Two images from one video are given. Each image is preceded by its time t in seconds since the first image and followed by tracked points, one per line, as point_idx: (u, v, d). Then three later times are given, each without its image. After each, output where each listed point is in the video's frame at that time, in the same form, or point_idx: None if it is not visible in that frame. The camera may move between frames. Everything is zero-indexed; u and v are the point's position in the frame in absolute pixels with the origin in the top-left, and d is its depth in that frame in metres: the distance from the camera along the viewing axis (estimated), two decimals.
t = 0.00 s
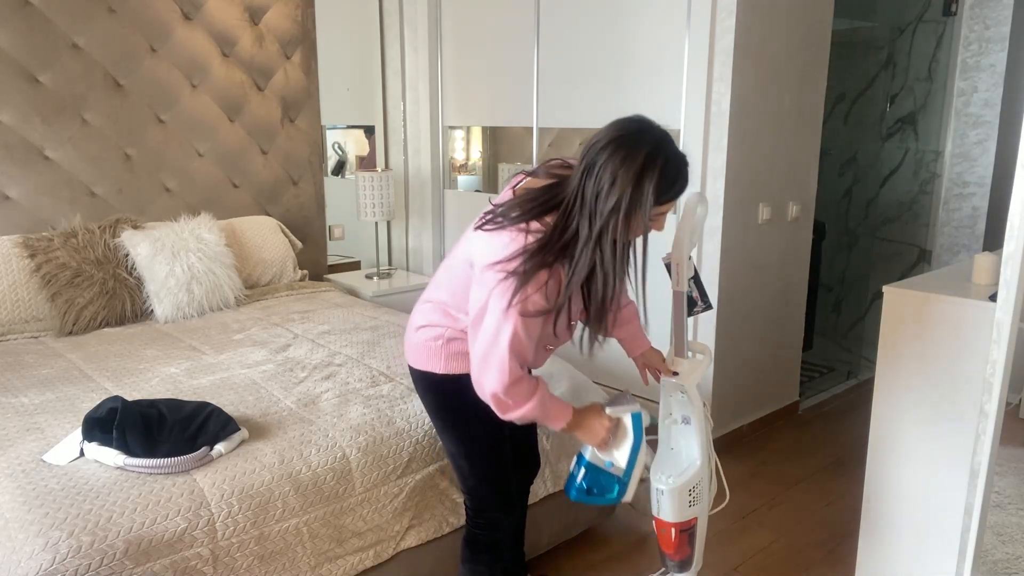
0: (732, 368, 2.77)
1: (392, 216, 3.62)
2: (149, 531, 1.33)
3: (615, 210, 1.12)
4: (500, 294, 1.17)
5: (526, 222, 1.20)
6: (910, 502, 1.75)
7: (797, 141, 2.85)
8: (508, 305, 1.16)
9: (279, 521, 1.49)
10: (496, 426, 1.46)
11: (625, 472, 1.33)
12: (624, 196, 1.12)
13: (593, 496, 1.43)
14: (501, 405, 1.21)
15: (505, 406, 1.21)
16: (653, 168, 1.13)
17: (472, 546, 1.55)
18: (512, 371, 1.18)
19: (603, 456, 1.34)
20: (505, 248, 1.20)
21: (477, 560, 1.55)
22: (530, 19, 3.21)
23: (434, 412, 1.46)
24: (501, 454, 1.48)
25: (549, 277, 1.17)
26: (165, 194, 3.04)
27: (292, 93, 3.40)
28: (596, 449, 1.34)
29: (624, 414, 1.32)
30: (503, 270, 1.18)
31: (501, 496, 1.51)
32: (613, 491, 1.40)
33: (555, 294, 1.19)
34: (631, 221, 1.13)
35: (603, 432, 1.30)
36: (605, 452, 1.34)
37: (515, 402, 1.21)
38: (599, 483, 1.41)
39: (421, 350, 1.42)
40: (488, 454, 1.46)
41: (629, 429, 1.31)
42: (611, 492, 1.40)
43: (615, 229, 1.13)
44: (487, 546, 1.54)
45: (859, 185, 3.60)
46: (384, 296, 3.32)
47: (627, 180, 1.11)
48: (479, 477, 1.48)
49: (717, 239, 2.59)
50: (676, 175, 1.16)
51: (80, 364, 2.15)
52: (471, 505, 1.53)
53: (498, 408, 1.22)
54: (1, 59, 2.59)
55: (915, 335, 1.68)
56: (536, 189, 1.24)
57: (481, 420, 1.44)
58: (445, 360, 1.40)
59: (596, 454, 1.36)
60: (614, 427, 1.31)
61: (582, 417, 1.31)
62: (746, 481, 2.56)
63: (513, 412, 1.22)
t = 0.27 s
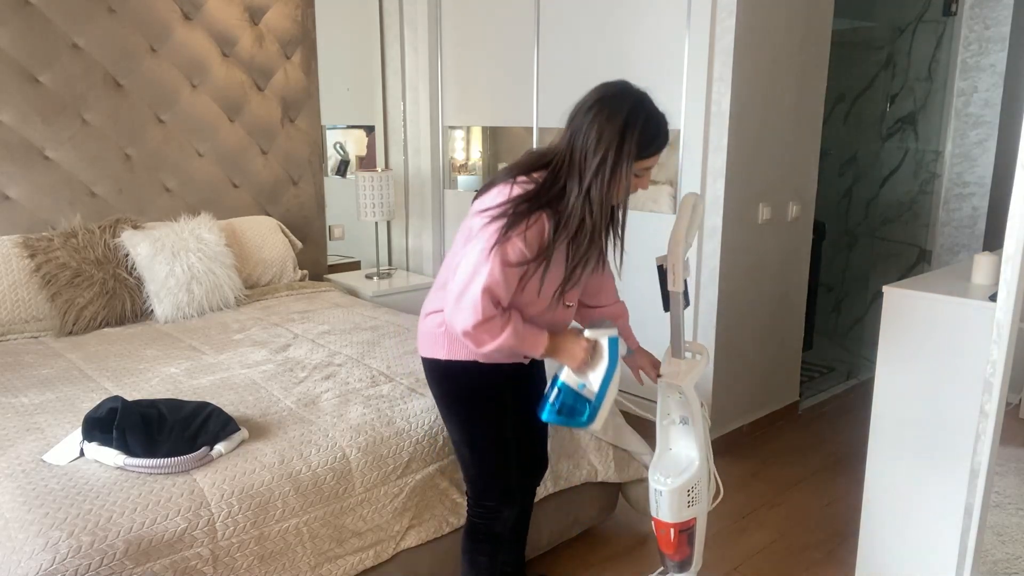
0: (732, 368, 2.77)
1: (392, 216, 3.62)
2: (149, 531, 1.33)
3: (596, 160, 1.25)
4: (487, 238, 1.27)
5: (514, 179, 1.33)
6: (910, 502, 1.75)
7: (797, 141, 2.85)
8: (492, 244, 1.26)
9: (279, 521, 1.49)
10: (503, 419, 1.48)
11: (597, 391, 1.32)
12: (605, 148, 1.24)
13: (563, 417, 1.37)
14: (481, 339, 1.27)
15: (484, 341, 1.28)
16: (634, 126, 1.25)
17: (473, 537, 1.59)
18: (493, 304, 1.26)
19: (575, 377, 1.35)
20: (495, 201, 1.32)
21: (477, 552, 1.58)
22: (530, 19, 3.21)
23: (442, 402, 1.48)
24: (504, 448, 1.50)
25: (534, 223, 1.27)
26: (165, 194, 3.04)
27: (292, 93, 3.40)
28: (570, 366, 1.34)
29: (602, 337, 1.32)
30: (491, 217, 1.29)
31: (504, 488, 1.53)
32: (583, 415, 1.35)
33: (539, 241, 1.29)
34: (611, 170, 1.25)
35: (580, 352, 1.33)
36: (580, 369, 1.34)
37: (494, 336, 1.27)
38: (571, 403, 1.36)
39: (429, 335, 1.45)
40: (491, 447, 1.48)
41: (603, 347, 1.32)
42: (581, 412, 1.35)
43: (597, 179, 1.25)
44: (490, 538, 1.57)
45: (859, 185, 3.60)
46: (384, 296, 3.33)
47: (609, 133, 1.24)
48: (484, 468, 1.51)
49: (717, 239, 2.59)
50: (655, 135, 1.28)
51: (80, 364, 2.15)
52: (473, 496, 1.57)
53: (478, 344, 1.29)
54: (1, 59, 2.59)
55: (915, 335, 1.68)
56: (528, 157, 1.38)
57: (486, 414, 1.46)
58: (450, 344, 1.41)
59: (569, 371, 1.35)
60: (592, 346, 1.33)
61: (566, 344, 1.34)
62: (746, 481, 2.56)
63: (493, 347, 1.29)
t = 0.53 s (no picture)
0: (732, 368, 2.77)
1: (392, 216, 3.62)
2: (149, 531, 1.33)
3: (583, 123, 1.34)
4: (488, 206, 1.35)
5: (507, 150, 1.42)
6: (910, 502, 1.75)
7: (797, 141, 2.85)
8: (492, 209, 1.34)
9: (279, 521, 1.49)
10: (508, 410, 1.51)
11: (603, 327, 1.39)
12: (590, 111, 1.33)
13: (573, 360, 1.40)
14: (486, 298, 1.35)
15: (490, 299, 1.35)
16: (616, 87, 1.33)
17: (474, 528, 1.57)
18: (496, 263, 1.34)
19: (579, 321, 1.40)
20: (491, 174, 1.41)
21: (478, 544, 1.56)
22: (530, 19, 3.21)
23: (449, 393, 1.50)
24: (508, 440, 1.53)
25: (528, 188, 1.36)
26: (165, 194, 3.04)
27: (292, 93, 3.40)
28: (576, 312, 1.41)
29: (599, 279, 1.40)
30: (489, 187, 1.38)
31: (507, 479, 1.55)
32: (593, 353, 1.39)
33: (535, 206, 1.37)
34: (597, 132, 1.33)
35: (582, 296, 1.42)
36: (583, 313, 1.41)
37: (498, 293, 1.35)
38: (580, 345, 1.40)
39: (437, 326, 1.49)
40: (497, 438, 1.51)
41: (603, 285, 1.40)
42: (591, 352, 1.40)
43: (585, 142, 1.34)
44: (493, 530, 1.56)
45: (859, 185, 3.61)
46: (384, 296, 3.32)
47: (593, 97, 1.32)
48: (489, 459, 1.52)
49: (717, 238, 2.59)
50: (638, 96, 1.36)
51: (80, 364, 2.15)
52: (476, 485, 1.56)
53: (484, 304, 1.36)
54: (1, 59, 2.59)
55: (915, 335, 1.68)
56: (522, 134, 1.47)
57: (493, 406, 1.48)
58: (458, 334, 1.44)
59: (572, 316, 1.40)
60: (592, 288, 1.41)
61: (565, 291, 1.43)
62: (746, 481, 2.56)
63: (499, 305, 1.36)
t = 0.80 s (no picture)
0: (732, 368, 2.77)
1: (392, 216, 3.62)
2: (149, 531, 1.33)
3: (572, 105, 1.38)
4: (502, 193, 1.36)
5: (503, 140, 1.45)
6: (910, 501, 1.75)
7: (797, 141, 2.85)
8: (505, 196, 1.35)
9: (279, 521, 1.49)
10: (515, 406, 1.50)
11: (617, 299, 1.49)
12: (578, 93, 1.37)
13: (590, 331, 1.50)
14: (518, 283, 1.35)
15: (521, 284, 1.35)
16: (600, 68, 1.38)
17: (479, 523, 1.57)
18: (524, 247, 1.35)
19: (595, 292, 1.49)
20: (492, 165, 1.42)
21: (482, 539, 1.57)
22: (530, 19, 3.21)
23: (456, 390, 1.50)
24: (515, 436, 1.52)
25: (535, 173, 1.38)
26: (165, 194, 3.04)
27: (292, 93, 3.40)
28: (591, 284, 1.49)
29: (609, 250, 1.50)
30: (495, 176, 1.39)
31: (512, 476, 1.55)
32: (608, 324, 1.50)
33: (545, 190, 1.39)
34: (587, 112, 1.38)
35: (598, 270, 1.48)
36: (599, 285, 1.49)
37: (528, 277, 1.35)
38: (596, 316, 1.49)
39: (446, 325, 1.48)
40: (505, 434, 1.51)
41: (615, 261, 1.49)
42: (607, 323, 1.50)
43: (575, 124, 1.39)
44: (497, 526, 1.56)
45: (859, 185, 3.60)
46: (384, 296, 3.32)
47: (579, 80, 1.37)
48: (496, 454, 1.52)
49: (716, 239, 2.59)
50: (623, 76, 1.40)
51: (80, 364, 2.15)
52: (482, 480, 1.56)
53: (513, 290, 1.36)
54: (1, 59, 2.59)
55: (915, 335, 1.68)
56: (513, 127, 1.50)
57: (501, 403, 1.48)
58: (470, 331, 1.44)
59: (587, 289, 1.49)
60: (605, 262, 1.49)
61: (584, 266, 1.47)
62: (746, 481, 2.56)
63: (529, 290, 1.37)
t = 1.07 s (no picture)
0: (732, 369, 2.77)
1: (392, 216, 3.62)
2: (149, 531, 1.33)
3: (555, 96, 1.42)
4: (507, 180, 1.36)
5: (492, 134, 1.46)
6: (911, 501, 1.75)
7: (797, 141, 2.85)
8: (511, 183, 1.36)
9: (279, 521, 1.49)
10: (520, 404, 1.50)
11: (631, 246, 1.41)
12: (559, 84, 1.41)
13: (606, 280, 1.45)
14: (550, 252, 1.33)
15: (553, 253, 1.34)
16: (582, 56, 1.41)
17: (480, 523, 1.57)
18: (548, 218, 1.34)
19: (608, 242, 1.45)
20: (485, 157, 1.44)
21: (482, 538, 1.57)
22: (530, 20, 3.21)
23: (461, 388, 1.50)
24: (519, 435, 1.52)
25: (533, 159, 1.39)
26: (165, 194, 3.04)
27: (292, 93, 3.40)
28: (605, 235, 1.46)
29: (627, 201, 1.43)
30: (496, 166, 1.40)
31: (514, 476, 1.55)
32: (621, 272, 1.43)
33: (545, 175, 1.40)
34: (570, 101, 1.42)
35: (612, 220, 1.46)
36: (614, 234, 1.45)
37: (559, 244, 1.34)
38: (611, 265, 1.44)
39: (452, 324, 1.48)
40: (509, 432, 1.51)
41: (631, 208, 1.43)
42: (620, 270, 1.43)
43: (563, 112, 1.42)
44: (498, 525, 1.56)
45: (859, 185, 3.65)
46: (384, 296, 3.32)
47: (561, 69, 1.41)
48: (498, 453, 1.52)
49: (716, 238, 2.59)
50: (602, 64, 1.44)
51: (80, 364, 2.15)
52: (483, 479, 1.56)
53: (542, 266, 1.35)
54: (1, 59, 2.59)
55: (915, 335, 1.68)
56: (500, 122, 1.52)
57: (506, 403, 1.49)
58: (478, 327, 1.44)
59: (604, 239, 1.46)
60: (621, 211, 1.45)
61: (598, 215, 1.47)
62: (746, 481, 2.56)
63: (560, 259, 1.35)
